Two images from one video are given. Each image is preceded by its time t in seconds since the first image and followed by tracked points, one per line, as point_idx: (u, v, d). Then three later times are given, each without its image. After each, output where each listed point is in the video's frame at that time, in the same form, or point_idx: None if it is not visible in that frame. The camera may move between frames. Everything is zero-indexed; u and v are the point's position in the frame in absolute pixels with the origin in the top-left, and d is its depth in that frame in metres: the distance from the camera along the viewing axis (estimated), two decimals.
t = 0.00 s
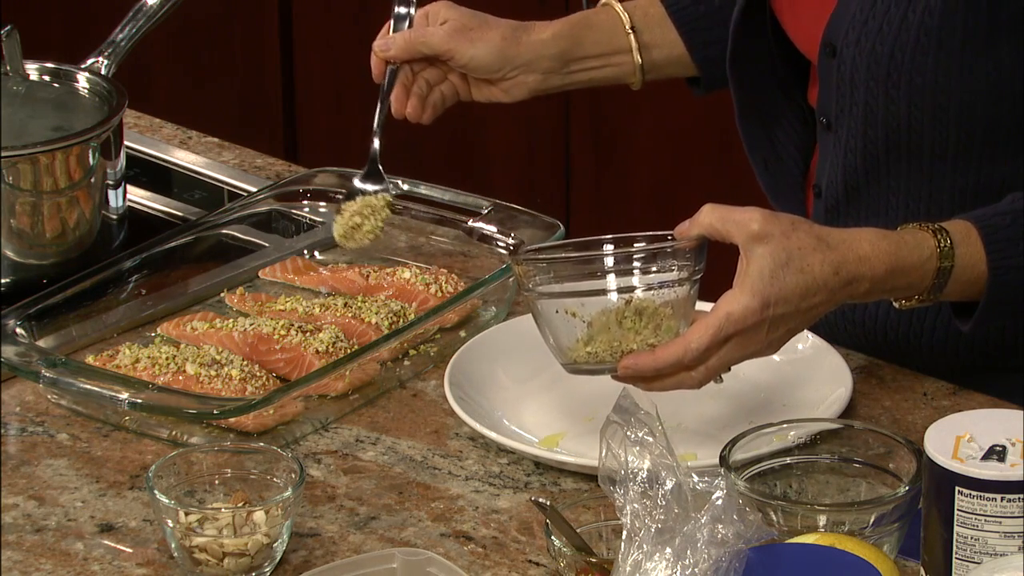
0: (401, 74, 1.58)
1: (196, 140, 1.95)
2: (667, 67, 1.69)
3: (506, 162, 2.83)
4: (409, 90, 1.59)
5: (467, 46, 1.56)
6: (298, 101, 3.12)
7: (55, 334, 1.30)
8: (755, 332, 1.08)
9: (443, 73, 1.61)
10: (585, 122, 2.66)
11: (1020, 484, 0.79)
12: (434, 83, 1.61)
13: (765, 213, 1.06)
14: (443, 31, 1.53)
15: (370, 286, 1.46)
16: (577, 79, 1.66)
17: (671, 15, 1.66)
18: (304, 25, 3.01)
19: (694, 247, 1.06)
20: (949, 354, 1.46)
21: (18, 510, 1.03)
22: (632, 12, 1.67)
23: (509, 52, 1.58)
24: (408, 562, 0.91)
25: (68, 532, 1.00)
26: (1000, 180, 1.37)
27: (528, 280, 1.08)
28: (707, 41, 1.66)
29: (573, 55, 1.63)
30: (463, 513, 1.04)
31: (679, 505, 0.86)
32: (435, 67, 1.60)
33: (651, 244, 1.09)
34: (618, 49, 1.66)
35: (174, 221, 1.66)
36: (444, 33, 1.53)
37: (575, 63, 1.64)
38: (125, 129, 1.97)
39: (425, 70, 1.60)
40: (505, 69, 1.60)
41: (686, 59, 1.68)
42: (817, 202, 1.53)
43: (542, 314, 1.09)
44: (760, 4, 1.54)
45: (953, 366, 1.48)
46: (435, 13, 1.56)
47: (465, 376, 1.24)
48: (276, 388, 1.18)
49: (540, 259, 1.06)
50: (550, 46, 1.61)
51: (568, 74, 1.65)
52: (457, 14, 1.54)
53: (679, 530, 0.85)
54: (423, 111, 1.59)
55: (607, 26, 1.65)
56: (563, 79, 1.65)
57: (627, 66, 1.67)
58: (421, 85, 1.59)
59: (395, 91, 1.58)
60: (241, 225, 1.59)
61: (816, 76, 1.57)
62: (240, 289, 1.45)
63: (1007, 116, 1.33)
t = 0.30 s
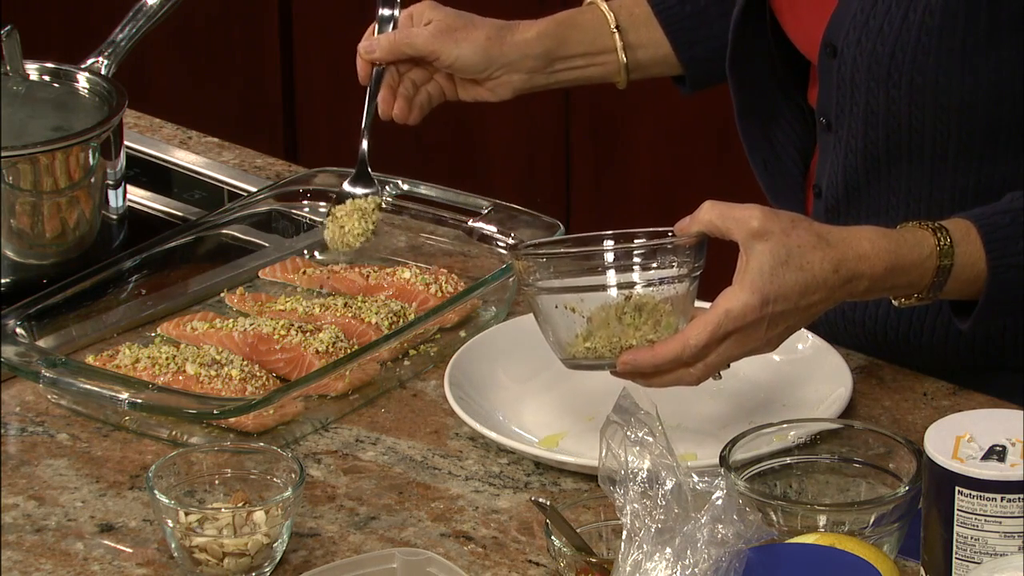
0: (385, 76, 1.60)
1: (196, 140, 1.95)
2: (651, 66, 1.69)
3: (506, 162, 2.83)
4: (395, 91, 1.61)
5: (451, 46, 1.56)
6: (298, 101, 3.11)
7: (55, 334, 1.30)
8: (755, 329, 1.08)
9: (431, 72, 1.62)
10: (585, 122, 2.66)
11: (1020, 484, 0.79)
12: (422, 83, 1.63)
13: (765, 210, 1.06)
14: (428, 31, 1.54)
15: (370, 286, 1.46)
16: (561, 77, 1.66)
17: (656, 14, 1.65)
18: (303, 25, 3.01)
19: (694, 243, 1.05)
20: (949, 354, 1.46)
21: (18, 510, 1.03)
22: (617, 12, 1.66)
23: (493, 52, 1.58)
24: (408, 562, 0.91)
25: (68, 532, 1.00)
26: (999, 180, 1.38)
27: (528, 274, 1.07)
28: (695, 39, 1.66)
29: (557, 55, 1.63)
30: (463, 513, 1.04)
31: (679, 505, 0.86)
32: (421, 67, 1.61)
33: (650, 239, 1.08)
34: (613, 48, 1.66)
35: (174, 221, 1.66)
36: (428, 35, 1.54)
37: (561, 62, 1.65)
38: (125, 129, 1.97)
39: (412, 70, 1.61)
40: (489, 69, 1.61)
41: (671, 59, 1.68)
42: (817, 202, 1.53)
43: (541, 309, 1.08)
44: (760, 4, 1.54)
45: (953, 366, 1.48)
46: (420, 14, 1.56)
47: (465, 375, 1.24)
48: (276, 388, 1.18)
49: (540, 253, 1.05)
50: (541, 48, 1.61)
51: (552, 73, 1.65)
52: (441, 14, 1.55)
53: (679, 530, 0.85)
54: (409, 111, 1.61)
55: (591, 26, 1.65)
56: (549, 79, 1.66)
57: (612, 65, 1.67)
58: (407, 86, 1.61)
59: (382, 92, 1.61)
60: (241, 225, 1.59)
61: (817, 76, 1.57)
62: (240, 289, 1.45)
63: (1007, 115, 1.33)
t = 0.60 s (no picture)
0: (368, 75, 1.61)
1: (196, 140, 1.95)
2: (635, 72, 1.69)
3: (506, 162, 2.83)
4: (376, 91, 1.62)
5: (434, 50, 1.56)
6: (298, 102, 3.12)
7: (55, 334, 1.30)
8: (755, 328, 1.08)
9: (414, 72, 1.63)
10: (586, 122, 2.66)
11: (1020, 484, 0.79)
12: (404, 82, 1.63)
13: (764, 208, 1.06)
14: (412, 33, 1.55)
15: (370, 286, 1.46)
16: (544, 82, 1.66)
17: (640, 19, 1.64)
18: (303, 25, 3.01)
19: (694, 242, 1.05)
20: (950, 354, 1.46)
21: (18, 510, 1.03)
22: (601, 17, 1.66)
23: (475, 58, 1.59)
24: (408, 562, 0.91)
25: (68, 532, 1.00)
26: (999, 179, 1.38)
27: (528, 272, 1.07)
28: (678, 44, 1.65)
29: (540, 60, 1.63)
30: (463, 513, 1.04)
31: (679, 505, 0.86)
32: (405, 67, 1.62)
33: (650, 238, 1.09)
34: (612, 49, 1.66)
35: (174, 221, 1.66)
36: (413, 36, 1.55)
37: (553, 64, 1.65)
38: (125, 129, 1.97)
39: (395, 70, 1.62)
40: (472, 73, 1.61)
41: (655, 63, 1.68)
42: (817, 202, 1.53)
43: (541, 307, 1.08)
44: (759, 4, 1.54)
45: (953, 366, 1.48)
46: (405, 14, 1.58)
47: (465, 375, 1.24)
48: (276, 388, 1.18)
49: (539, 252, 1.05)
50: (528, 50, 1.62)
51: (535, 78, 1.66)
52: (425, 16, 1.56)
53: (679, 530, 0.85)
54: (389, 112, 1.63)
55: (574, 32, 1.64)
56: (537, 82, 1.66)
57: (595, 70, 1.67)
58: (388, 86, 1.62)
59: (363, 91, 1.62)
60: (241, 225, 1.58)
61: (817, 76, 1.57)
62: (240, 289, 1.45)
63: (1007, 115, 1.33)
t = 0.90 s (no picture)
0: (365, 76, 1.60)
1: (196, 140, 1.95)
2: (633, 77, 1.69)
3: (506, 161, 2.83)
4: (371, 91, 1.61)
5: (431, 54, 1.57)
6: (298, 101, 3.12)
7: (55, 334, 1.30)
8: (754, 326, 1.08)
9: (410, 74, 1.63)
10: (586, 121, 2.66)
11: (1020, 484, 0.79)
12: (399, 84, 1.63)
13: (765, 206, 1.06)
14: (410, 36, 1.55)
15: (370, 286, 1.46)
16: (540, 88, 1.66)
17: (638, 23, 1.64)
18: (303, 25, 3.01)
19: (693, 239, 1.05)
20: (949, 353, 1.46)
21: (18, 510, 1.03)
22: (597, 22, 1.65)
23: (473, 63, 1.59)
24: (408, 562, 0.91)
25: (69, 532, 1.00)
26: (1000, 179, 1.38)
27: (529, 269, 1.08)
28: (675, 50, 1.65)
29: (536, 67, 1.63)
30: (463, 513, 1.04)
31: (679, 505, 0.86)
32: (401, 68, 1.62)
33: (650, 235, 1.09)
34: (618, 46, 1.66)
35: (174, 221, 1.66)
36: (410, 39, 1.55)
37: (551, 65, 1.64)
38: (125, 129, 1.97)
39: (391, 71, 1.61)
40: (469, 79, 1.61)
41: (651, 69, 1.67)
42: (817, 202, 1.53)
43: (541, 304, 1.08)
44: (760, 4, 1.54)
45: (953, 366, 1.48)
46: (404, 16, 1.57)
47: (465, 376, 1.24)
48: (276, 388, 1.18)
49: (540, 249, 1.06)
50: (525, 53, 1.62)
51: (532, 84, 1.66)
52: (423, 20, 1.56)
53: (679, 530, 0.85)
54: (384, 113, 1.62)
55: (571, 38, 1.64)
56: (537, 82, 1.66)
57: (591, 77, 1.67)
58: (385, 87, 1.61)
59: (358, 92, 1.61)
60: (241, 224, 1.58)
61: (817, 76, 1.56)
62: (240, 289, 1.46)
63: (1007, 115, 1.33)
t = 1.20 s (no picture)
0: (375, 69, 1.60)
1: (196, 140, 1.95)
2: (635, 73, 1.69)
3: (506, 161, 2.83)
4: (383, 85, 1.61)
5: (440, 48, 1.57)
6: (297, 102, 3.12)
7: (55, 334, 1.30)
8: (753, 325, 1.08)
9: (419, 68, 1.63)
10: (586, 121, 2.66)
11: (1020, 484, 0.79)
12: (409, 78, 1.63)
13: (764, 206, 1.06)
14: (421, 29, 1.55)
15: (370, 286, 1.46)
16: (552, 80, 1.66)
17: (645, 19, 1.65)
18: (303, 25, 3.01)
19: (693, 237, 1.05)
20: (950, 352, 1.46)
21: (18, 510, 1.03)
22: (607, 16, 1.66)
23: (483, 56, 1.59)
24: (408, 562, 0.91)
25: (68, 532, 1.00)
26: (1000, 178, 1.38)
27: (528, 266, 1.07)
28: (684, 45, 1.65)
29: (546, 59, 1.63)
30: (463, 513, 1.04)
31: (679, 505, 0.86)
32: (411, 62, 1.62)
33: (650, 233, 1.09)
34: (627, 40, 1.66)
35: (174, 220, 1.66)
36: (420, 32, 1.55)
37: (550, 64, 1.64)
38: (125, 129, 1.97)
39: (402, 65, 1.61)
40: (478, 72, 1.61)
41: (660, 63, 1.68)
42: (817, 201, 1.53)
43: (541, 302, 1.08)
44: (760, 4, 1.54)
45: (953, 366, 1.48)
46: (411, 10, 1.56)
47: (465, 375, 1.24)
48: (276, 388, 1.18)
49: (539, 247, 1.05)
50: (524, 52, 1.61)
51: (542, 77, 1.66)
52: (433, 14, 1.55)
53: (679, 530, 0.85)
54: (395, 107, 1.61)
55: (582, 31, 1.65)
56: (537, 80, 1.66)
57: (601, 70, 1.68)
58: (395, 81, 1.61)
59: (369, 86, 1.61)
60: (241, 224, 1.58)
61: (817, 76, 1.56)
62: (240, 289, 1.46)
63: (1007, 115, 1.33)
